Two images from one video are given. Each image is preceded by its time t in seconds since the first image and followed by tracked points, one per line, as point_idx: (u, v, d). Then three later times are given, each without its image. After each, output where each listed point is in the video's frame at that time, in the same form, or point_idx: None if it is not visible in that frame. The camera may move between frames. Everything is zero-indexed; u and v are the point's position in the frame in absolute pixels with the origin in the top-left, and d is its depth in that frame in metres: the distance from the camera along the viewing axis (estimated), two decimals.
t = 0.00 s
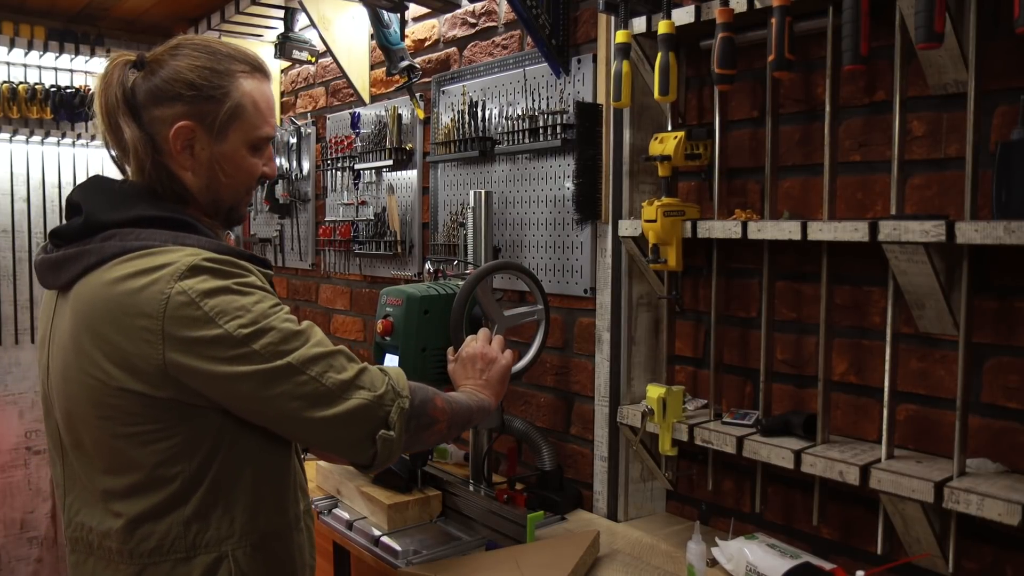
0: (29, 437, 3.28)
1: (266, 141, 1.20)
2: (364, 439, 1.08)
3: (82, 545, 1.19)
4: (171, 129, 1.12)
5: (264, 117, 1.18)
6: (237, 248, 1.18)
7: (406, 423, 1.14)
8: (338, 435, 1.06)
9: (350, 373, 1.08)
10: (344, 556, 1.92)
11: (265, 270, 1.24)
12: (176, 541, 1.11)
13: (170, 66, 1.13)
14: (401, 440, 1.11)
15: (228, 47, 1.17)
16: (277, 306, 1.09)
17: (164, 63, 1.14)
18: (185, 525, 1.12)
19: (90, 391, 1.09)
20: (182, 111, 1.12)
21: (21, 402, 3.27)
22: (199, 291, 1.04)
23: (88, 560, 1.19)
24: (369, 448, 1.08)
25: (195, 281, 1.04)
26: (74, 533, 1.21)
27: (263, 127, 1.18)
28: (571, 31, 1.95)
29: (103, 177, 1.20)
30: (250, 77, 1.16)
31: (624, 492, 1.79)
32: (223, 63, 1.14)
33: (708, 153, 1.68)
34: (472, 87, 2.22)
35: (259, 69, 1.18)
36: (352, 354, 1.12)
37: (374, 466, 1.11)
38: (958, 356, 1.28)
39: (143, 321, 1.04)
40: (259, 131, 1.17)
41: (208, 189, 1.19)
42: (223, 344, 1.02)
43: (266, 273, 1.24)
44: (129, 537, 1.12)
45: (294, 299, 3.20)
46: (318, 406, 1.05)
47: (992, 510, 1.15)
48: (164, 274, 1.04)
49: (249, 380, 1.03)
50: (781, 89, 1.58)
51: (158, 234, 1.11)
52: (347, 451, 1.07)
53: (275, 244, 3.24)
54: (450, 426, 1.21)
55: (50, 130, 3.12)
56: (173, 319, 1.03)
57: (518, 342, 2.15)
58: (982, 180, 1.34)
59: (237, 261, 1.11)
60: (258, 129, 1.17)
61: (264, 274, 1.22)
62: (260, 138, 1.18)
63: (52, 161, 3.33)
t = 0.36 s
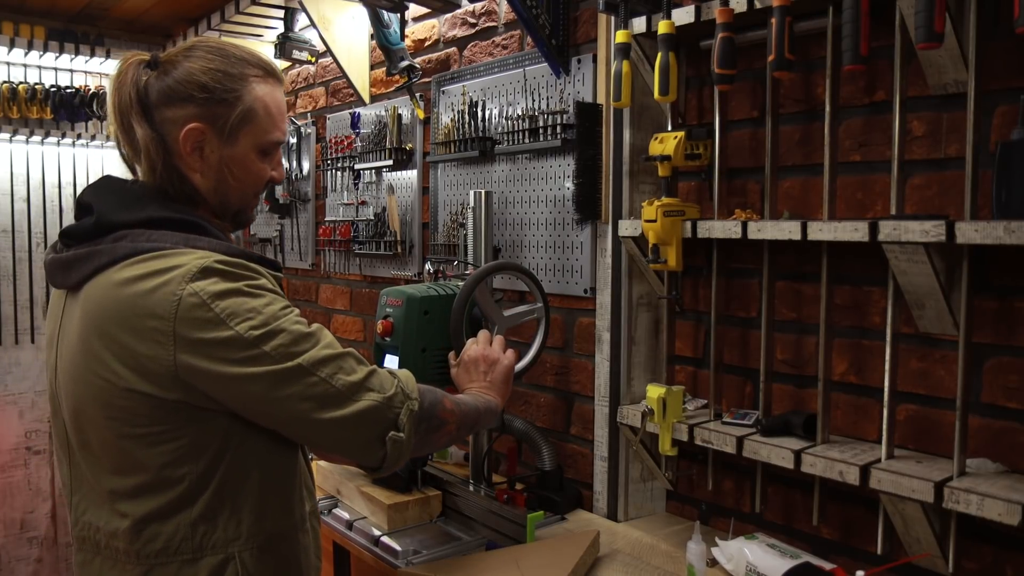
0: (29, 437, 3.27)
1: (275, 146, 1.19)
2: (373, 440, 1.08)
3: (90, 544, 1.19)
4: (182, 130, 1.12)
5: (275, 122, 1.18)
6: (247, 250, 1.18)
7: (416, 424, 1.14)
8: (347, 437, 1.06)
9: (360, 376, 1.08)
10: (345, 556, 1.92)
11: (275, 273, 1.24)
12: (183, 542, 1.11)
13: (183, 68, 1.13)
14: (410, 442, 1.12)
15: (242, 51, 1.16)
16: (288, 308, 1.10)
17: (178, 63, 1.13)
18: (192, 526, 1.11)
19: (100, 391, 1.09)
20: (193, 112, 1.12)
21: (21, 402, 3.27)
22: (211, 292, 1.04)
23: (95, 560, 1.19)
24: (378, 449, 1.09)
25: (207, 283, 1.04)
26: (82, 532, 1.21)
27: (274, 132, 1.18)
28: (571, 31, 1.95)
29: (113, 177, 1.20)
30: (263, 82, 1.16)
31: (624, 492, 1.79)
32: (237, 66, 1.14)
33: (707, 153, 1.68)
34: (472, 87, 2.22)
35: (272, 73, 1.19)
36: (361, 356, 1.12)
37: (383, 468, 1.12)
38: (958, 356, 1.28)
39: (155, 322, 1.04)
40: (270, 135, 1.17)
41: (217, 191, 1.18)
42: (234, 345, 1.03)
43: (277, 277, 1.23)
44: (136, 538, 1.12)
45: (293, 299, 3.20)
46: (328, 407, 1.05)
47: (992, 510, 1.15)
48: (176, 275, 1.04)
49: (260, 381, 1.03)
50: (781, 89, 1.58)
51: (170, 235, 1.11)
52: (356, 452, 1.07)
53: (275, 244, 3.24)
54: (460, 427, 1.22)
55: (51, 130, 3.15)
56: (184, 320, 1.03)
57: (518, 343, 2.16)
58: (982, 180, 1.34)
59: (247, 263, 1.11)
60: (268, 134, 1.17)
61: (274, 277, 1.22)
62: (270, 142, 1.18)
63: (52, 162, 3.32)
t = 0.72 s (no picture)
0: (29, 437, 3.27)
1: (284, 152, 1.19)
2: (382, 447, 1.08)
3: (100, 545, 1.19)
4: (192, 135, 1.12)
5: (286, 128, 1.18)
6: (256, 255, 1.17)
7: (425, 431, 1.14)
8: (357, 443, 1.06)
9: (369, 383, 1.09)
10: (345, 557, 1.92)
11: (285, 279, 1.24)
12: (192, 547, 1.11)
13: (194, 72, 1.13)
14: (419, 449, 1.12)
15: (252, 56, 1.16)
16: (297, 315, 1.10)
17: (188, 67, 1.13)
18: (202, 531, 1.11)
19: (108, 397, 1.08)
20: (203, 117, 1.12)
21: (21, 402, 3.27)
22: (221, 300, 1.04)
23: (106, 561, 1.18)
24: (387, 456, 1.09)
25: (216, 290, 1.04)
26: (90, 534, 1.21)
27: (284, 137, 1.18)
28: (571, 31, 1.95)
29: (124, 180, 1.20)
30: (273, 87, 1.16)
31: (624, 492, 1.79)
32: (247, 71, 1.14)
33: (707, 153, 1.68)
34: (472, 87, 2.22)
35: (282, 78, 1.18)
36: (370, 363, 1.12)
37: (392, 475, 1.12)
38: (958, 356, 1.28)
39: (164, 329, 1.04)
40: (279, 140, 1.17)
41: (225, 196, 1.18)
42: (244, 352, 1.03)
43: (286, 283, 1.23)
44: (146, 541, 1.12)
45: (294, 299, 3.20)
46: (338, 414, 1.05)
47: (992, 510, 1.15)
48: (186, 283, 1.04)
49: (269, 389, 1.03)
50: (781, 89, 1.58)
51: (179, 242, 1.11)
52: (365, 459, 1.08)
53: (275, 244, 3.24)
54: (467, 432, 1.21)
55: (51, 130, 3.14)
56: (194, 327, 1.03)
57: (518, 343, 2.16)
58: (982, 180, 1.34)
59: (256, 270, 1.12)
60: (278, 139, 1.17)
61: (284, 283, 1.22)
62: (280, 147, 1.17)
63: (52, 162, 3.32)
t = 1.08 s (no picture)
0: (30, 437, 3.27)
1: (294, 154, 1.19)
2: (396, 453, 1.09)
3: (112, 549, 1.19)
4: (205, 140, 1.12)
5: (297, 132, 1.18)
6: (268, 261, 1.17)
7: (438, 436, 1.15)
8: (372, 450, 1.07)
9: (383, 389, 1.10)
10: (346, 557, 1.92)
11: (298, 286, 1.24)
12: (206, 553, 1.11)
13: (205, 77, 1.13)
14: (433, 454, 1.13)
15: (264, 60, 1.16)
16: (311, 323, 1.10)
17: (200, 72, 1.13)
18: (216, 537, 1.11)
19: (121, 404, 1.08)
20: (217, 122, 1.12)
21: (21, 402, 3.26)
22: (238, 307, 1.04)
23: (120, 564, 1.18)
24: (401, 461, 1.10)
25: (233, 298, 1.05)
26: (102, 537, 1.21)
27: (296, 141, 1.18)
28: (571, 31, 1.95)
29: (139, 185, 1.20)
30: (285, 91, 1.16)
31: (624, 492, 1.79)
32: (260, 76, 1.14)
33: (707, 153, 1.68)
34: (472, 87, 2.22)
35: (293, 82, 1.18)
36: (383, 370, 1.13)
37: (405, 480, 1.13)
38: (959, 356, 1.27)
39: (180, 336, 1.04)
40: (291, 144, 1.17)
41: (238, 201, 1.19)
42: (261, 360, 1.03)
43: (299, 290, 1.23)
44: (160, 546, 1.12)
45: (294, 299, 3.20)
46: (353, 421, 1.06)
47: (992, 510, 1.15)
48: (202, 290, 1.04)
49: (285, 395, 1.03)
50: (781, 89, 1.58)
51: (195, 249, 1.10)
52: (379, 465, 1.09)
53: (275, 244, 3.24)
54: (480, 435, 1.23)
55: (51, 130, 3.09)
56: (211, 334, 1.03)
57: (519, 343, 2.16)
58: (982, 180, 1.34)
59: (271, 277, 1.12)
60: (290, 144, 1.17)
61: (297, 290, 1.22)
62: (291, 151, 1.17)
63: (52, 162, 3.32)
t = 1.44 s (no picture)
0: (30, 437, 3.27)
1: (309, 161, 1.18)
2: (412, 455, 1.10)
3: (123, 550, 1.19)
4: (220, 144, 1.12)
5: (312, 137, 1.18)
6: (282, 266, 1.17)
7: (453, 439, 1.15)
8: (387, 453, 1.07)
9: (398, 393, 1.10)
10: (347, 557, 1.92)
11: (311, 291, 1.24)
12: (219, 556, 1.12)
13: (220, 81, 1.13)
14: (447, 457, 1.13)
15: (280, 65, 1.16)
16: (326, 328, 1.11)
17: (216, 76, 1.13)
18: (230, 540, 1.12)
19: (137, 407, 1.08)
20: (232, 127, 1.12)
21: (22, 402, 3.26)
22: (255, 312, 1.04)
23: (132, 565, 1.18)
24: (416, 464, 1.10)
25: (249, 303, 1.05)
26: (113, 539, 1.21)
27: (310, 146, 1.18)
28: (571, 31, 1.95)
29: (155, 189, 1.20)
30: (300, 97, 1.16)
31: (624, 492, 1.79)
32: (276, 82, 1.14)
33: (707, 153, 1.68)
34: (472, 87, 2.22)
35: (308, 87, 1.18)
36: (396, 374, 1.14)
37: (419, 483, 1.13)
38: (959, 356, 1.28)
39: (196, 341, 1.04)
40: (305, 149, 1.17)
41: (252, 205, 1.19)
42: (277, 364, 1.03)
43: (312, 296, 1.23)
44: (174, 548, 1.12)
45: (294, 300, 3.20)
46: (368, 424, 1.06)
47: (992, 510, 1.15)
48: (219, 296, 1.04)
49: (301, 399, 1.04)
50: (781, 89, 1.59)
51: (211, 254, 1.10)
52: (395, 468, 1.09)
53: (275, 244, 3.24)
54: (492, 436, 1.23)
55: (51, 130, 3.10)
56: (228, 339, 1.03)
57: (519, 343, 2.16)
58: (982, 180, 1.35)
59: (285, 283, 1.12)
60: (305, 149, 1.17)
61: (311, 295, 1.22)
62: (305, 156, 1.17)
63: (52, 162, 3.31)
